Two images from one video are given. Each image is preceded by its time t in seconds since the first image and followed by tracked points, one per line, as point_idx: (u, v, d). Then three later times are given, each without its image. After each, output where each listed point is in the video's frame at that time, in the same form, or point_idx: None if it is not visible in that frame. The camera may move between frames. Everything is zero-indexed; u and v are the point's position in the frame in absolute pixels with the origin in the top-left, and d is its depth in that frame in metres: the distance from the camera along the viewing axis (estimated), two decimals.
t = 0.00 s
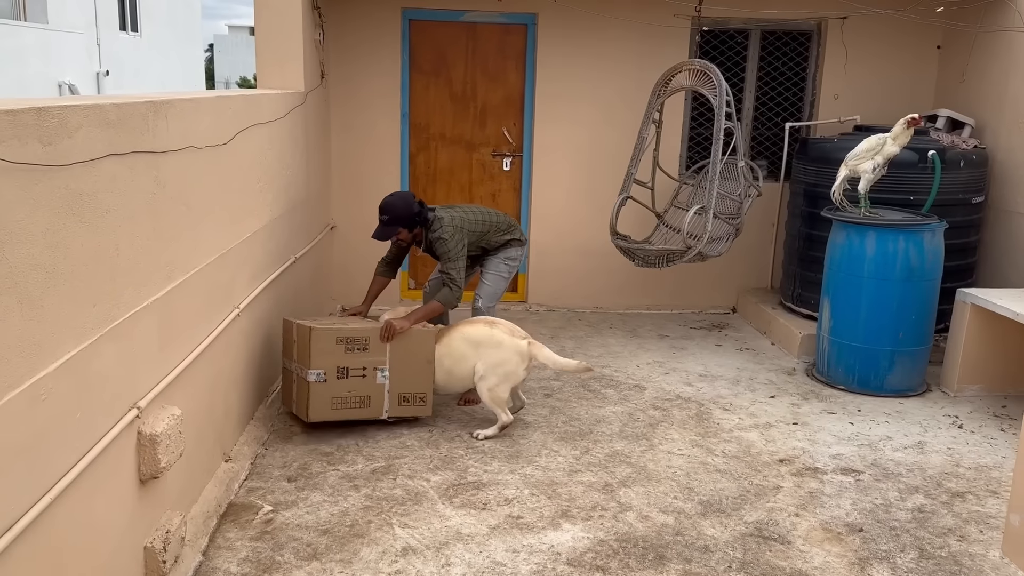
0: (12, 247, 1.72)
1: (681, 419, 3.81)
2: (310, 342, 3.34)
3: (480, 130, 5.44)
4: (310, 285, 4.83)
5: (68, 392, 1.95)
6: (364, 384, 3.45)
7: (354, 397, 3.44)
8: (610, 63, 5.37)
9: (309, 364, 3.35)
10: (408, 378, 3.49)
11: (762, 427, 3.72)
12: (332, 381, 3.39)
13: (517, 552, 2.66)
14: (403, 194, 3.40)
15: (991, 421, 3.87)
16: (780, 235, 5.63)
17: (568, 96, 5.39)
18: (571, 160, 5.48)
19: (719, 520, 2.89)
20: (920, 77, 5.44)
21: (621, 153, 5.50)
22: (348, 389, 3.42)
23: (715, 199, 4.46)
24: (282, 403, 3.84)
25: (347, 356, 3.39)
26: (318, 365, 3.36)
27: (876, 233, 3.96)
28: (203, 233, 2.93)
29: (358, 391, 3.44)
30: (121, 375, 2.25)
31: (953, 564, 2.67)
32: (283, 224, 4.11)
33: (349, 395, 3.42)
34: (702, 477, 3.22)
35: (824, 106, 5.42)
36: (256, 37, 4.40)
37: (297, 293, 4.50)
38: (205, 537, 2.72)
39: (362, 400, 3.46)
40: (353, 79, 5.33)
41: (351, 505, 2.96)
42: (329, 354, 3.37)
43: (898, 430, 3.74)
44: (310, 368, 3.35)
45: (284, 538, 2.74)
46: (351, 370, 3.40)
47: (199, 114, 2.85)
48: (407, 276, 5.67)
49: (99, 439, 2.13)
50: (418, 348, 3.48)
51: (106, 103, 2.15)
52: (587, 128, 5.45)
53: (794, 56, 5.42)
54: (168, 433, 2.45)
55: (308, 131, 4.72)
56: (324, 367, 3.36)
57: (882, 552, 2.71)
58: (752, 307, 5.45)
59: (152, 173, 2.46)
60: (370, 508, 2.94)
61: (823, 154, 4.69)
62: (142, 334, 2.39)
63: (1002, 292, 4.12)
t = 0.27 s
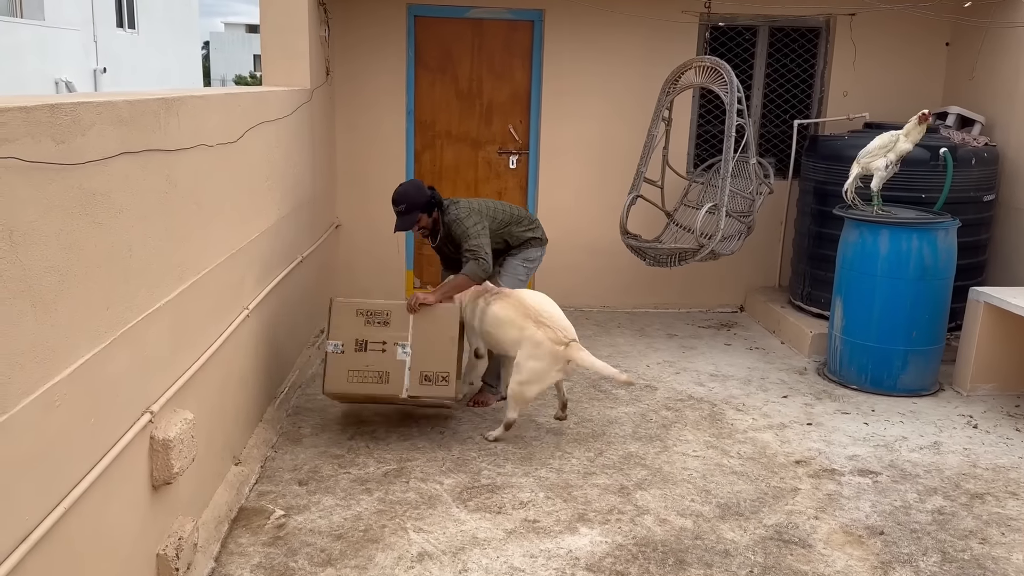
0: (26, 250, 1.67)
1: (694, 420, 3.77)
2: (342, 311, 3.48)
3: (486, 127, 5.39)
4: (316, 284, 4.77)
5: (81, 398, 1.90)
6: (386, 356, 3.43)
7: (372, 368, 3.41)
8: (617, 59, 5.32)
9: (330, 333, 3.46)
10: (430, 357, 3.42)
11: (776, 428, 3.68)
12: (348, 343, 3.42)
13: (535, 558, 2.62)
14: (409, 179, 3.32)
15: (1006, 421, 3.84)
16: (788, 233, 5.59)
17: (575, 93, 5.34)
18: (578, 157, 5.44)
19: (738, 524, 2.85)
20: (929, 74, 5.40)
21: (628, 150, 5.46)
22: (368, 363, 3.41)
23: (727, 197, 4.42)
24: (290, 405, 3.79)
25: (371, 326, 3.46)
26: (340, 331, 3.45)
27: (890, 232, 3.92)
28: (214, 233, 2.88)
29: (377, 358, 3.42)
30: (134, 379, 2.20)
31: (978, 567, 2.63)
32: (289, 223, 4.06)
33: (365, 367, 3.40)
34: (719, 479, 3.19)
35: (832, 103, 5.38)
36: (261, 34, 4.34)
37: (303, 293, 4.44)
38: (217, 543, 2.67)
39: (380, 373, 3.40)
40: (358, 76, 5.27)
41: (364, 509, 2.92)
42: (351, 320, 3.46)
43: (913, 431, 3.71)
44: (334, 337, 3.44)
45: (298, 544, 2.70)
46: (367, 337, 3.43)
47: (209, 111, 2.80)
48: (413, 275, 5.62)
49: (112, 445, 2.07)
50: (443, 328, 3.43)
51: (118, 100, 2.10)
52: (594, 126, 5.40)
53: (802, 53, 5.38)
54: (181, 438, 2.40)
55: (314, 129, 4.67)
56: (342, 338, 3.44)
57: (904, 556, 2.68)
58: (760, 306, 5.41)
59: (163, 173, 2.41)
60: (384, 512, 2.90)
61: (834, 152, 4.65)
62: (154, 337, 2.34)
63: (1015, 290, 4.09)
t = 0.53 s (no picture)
0: None
1: (677, 418, 3.75)
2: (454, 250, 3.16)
3: (465, 124, 5.33)
4: (292, 283, 4.69)
5: (45, 406, 1.83)
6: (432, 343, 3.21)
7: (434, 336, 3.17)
8: (597, 55, 5.28)
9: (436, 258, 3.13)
10: (521, 306, 3.19)
11: (758, 426, 3.66)
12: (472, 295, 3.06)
13: (517, 562, 2.58)
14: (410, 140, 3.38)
15: (986, 417, 3.86)
16: (768, 230, 5.58)
17: (555, 89, 5.29)
18: (558, 154, 5.39)
19: (722, 524, 2.82)
20: (908, 70, 5.41)
21: (609, 146, 5.42)
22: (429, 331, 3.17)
23: (706, 193, 4.40)
24: (266, 407, 3.72)
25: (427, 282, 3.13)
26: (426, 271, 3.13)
27: (871, 228, 3.91)
28: (185, 232, 2.80)
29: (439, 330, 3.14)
30: (102, 386, 2.13)
31: (961, 566, 2.62)
32: (264, 222, 3.98)
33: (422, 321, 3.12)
34: (702, 479, 3.16)
35: (813, 99, 5.37)
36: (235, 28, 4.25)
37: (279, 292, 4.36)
38: (191, 551, 2.59)
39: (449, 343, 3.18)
40: (334, 71, 5.19)
41: (342, 514, 2.86)
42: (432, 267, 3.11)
43: (895, 428, 3.70)
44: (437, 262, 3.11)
45: (274, 551, 2.63)
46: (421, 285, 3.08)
47: (179, 108, 2.72)
48: (391, 273, 5.55)
49: (79, 454, 2.00)
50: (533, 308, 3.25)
51: (83, 97, 2.02)
52: (574, 122, 5.36)
53: (782, 48, 5.37)
54: (152, 445, 2.33)
55: (289, 125, 4.58)
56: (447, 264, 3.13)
57: (888, 556, 2.66)
58: (741, 303, 5.40)
59: (131, 171, 2.34)
60: (362, 517, 2.84)
61: (814, 148, 4.64)
62: (123, 341, 2.26)
63: (995, 286, 4.10)
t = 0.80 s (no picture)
0: None
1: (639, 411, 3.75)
2: (582, 255, 3.06)
3: (428, 116, 5.28)
4: (251, 279, 4.62)
5: None
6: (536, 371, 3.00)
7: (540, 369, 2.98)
8: (561, 47, 5.26)
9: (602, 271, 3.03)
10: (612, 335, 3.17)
11: (719, 418, 3.68)
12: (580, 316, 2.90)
13: (475, 559, 2.56)
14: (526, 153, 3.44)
15: (943, 406, 3.92)
16: (731, 223, 5.62)
17: (518, 81, 5.26)
18: (522, 147, 5.36)
19: (681, 517, 2.83)
20: (868, 63, 5.47)
21: (572, 139, 5.41)
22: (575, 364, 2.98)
23: (666, 186, 4.41)
24: (223, 405, 3.65)
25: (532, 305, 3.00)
26: (566, 285, 2.99)
27: (829, 220, 3.95)
28: (134, 228, 2.73)
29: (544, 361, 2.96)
30: (43, 386, 2.06)
31: (915, 555, 2.66)
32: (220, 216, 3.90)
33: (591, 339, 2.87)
34: (662, 471, 3.16)
35: (774, 92, 5.41)
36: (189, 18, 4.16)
37: (238, 288, 4.29)
38: (142, 553, 2.53)
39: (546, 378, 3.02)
40: (293, 62, 5.11)
41: (299, 513, 2.81)
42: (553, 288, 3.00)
43: (853, 418, 3.75)
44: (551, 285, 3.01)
45: (228, 552, 2.58)
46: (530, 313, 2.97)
47: (126, 100, 2.64)
48: (354, 268, 5.49)
49: (19, 457, 1.93)
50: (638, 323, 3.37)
51: (19, 88, 1.94)
52: (537, 115, 5.33)
53: (743, 41, 5.39)
54: (98, 446, 2.26)
55: (247, 117, 4.49)
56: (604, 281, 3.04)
57: (844, 545, 2.69)
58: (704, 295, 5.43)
59: (74, 165, 2.26)
60: (319, 516, 2.80)
61: (775, 141, 4.67)
62: (65, 340, 2.19)
63: (951, 277, 4.16)
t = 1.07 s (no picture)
0: None
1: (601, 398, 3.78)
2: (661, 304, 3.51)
3: (391, 104, 5.25)
4: (211, 268, 4.56)
5: None
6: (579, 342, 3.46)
7: (604, 378, 3.37)
8: (525, 36, 5.25)
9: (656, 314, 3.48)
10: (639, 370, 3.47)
11: (680, 404, 3.72)
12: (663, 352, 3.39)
13: (436, 545, 2.56)
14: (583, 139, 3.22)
15: (898, 391, 4.00)
16: (694, 212, 5.67)
17: (483, 70, 5.25)
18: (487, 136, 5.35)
19: (641, 501, 2.86)
20: (828, 54, 5.54)
21: (537, 128, 5.41)
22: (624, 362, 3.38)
23: (629, 176, 4.44)
24: (182, 396, 3.61)
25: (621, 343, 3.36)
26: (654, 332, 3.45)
27: (788, 209, 4.00)
28: (86, 214, 2.68)
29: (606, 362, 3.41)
30: None
31: (868, 535, 2.72)
32: (178, 205, 3.84)
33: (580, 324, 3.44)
34: (623, 457, 3.20)
35: (736, 82, 5.46)
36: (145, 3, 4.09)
37: (197, 278, 4.23)
38: (97, 545, 2.50)
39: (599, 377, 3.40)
40: (253, 49, 5.05)
41: (258, 503, 2.79)
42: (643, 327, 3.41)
43: (810, 403, 3.81)
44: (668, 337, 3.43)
45: (185, 542, 2.56)
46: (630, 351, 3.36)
47: (77, 85, 2.59)
48: (317, 258, 5.44)
49: None
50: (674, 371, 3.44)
51: None
52: (502, 103, 5.33)
53: (706, 31, 5.43)
54: (49, 436, 2.22)
55: (205, 104, 4.42)
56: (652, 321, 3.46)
57: (800, 527, 2.74)
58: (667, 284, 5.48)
59: (21, 151, 2.21)
60: (279, 505, 2.78)
61: (736, 130, 4.72)
62: (14, 329, 2.14)
63: (907, 265, 4.25)
